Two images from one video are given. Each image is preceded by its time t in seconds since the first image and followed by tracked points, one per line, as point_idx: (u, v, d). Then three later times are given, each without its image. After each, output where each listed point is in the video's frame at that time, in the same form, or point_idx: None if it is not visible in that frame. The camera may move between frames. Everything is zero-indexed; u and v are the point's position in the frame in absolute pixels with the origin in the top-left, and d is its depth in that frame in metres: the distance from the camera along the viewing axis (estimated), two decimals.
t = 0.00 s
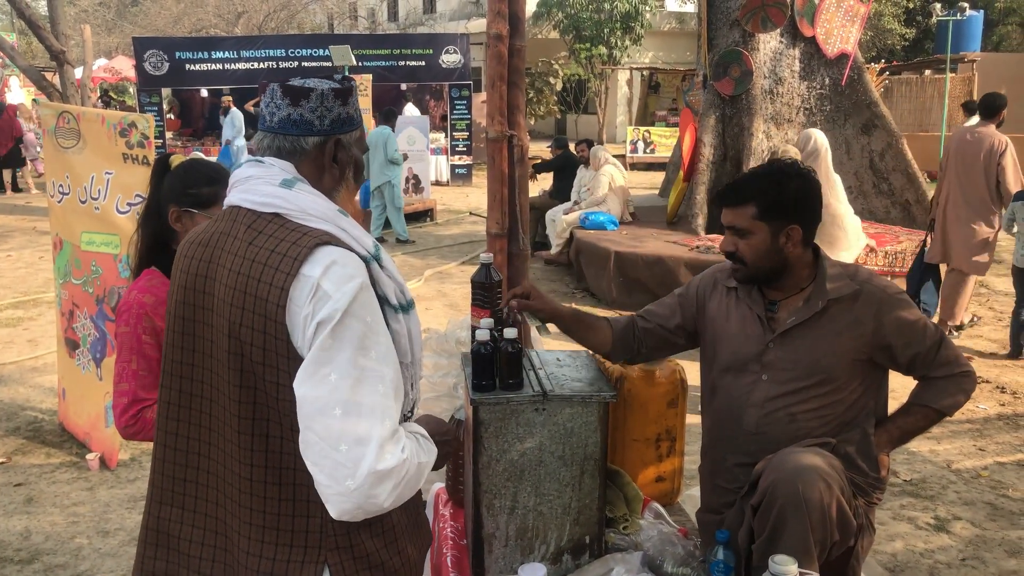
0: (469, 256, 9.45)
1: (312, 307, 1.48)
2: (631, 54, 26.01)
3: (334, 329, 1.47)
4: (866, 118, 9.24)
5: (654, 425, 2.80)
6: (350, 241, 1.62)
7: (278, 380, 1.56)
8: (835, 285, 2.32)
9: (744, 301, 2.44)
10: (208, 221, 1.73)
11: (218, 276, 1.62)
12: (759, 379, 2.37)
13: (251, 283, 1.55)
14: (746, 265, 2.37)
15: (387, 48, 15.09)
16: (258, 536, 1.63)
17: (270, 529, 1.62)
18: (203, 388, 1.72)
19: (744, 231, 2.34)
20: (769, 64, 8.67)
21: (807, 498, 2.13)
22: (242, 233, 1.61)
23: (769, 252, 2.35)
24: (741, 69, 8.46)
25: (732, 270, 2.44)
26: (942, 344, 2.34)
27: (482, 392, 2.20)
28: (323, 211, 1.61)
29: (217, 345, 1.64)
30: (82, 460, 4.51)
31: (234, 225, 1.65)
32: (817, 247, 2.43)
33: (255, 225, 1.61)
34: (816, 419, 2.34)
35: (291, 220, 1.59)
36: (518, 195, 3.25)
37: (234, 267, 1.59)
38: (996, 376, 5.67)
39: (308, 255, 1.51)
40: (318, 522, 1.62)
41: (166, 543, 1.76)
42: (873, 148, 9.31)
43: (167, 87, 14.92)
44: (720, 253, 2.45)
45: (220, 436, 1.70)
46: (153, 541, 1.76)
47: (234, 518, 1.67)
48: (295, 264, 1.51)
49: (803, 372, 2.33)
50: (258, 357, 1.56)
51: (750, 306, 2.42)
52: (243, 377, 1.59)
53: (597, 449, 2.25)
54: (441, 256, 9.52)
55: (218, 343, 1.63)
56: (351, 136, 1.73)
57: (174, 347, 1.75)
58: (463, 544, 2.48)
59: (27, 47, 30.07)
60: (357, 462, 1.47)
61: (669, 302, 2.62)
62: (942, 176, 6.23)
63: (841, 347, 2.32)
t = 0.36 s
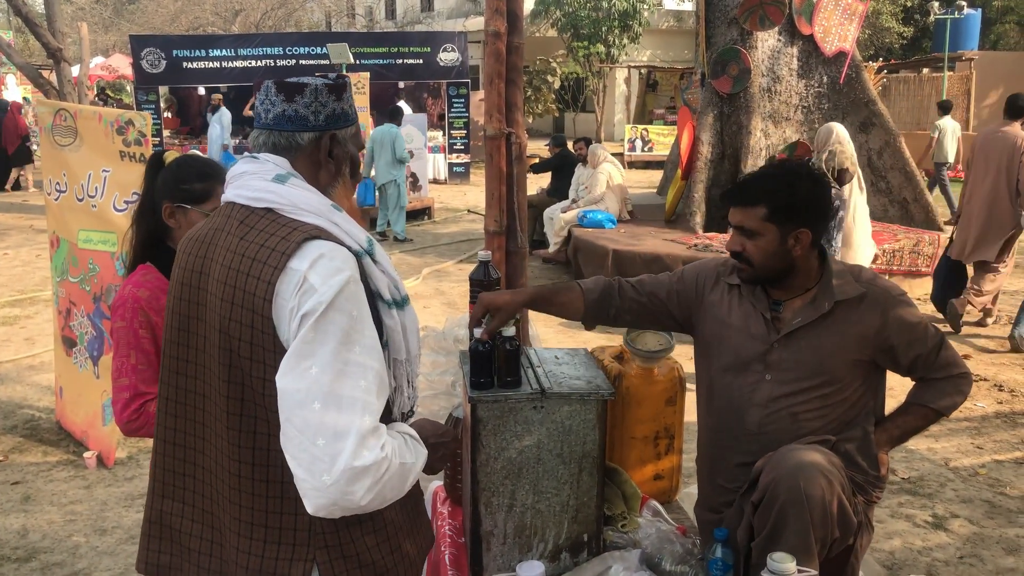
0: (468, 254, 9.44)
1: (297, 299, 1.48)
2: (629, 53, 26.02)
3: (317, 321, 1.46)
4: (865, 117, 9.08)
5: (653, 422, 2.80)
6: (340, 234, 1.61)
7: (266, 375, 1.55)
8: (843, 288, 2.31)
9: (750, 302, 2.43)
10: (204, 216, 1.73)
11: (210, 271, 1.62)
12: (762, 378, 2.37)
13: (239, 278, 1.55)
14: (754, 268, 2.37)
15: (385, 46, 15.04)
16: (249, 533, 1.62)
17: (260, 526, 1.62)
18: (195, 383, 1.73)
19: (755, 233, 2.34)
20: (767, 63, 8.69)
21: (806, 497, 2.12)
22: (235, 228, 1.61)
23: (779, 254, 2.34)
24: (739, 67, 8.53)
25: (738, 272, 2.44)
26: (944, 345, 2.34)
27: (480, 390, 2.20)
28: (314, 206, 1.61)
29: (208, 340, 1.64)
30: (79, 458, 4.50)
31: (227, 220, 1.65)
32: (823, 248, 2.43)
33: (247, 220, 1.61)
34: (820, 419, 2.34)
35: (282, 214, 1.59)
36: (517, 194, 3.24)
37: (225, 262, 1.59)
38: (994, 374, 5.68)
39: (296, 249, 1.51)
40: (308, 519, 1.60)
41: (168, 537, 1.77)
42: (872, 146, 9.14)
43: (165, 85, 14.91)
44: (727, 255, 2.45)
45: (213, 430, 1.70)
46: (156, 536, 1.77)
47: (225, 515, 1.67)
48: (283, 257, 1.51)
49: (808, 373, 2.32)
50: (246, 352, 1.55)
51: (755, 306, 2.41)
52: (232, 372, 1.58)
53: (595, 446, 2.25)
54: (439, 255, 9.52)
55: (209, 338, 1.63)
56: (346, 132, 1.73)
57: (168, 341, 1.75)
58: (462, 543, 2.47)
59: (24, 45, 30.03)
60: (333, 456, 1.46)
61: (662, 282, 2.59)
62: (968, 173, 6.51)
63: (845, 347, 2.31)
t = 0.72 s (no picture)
0: (470, 254, 9.43)
1: (321, 301, 1.48)
2: (631, 52, 26.02)
3: (342, 322, 1.47)
4: (867, 115, 9.05)
5: (657, 423, 2.79)
6: (356, 235, 1.61)
7: (287, 377, 1.55)
8: (845, 286, 2.31)
9: (753, 301, 2.42)
10: (213, 217, 1.72)
11: (224, 273, 1.62)
12: (768, 380, 2.36)
13: (257, 280, 1.55)
14: (754, 261, 2.36)
15: (387, 46, 15.09)
16: (265, 535, 1.62)
17: (278, 528, 1.61)
18: (208, 385, 1.72)
19: (756, 225, 2.35)
20: (769, 63, 8.69)
21: (814, 498, 2.12)
22: (249, 229, 1.61)
23: (781, 250, 2.34)
24: (741, 67, 8.52)
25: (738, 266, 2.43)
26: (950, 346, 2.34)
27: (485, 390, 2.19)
28: (329, 207, 1.61)
29: (223, 342, 1.64)
30: (83, 457, 4.51)
31: (239, 222, 1.64)
32: (827, 249, 2.43)
33: (262, 222, 1.61)
34: (826, 419, 2.34)
35: (297, 216, 1.59)
36: (520, 194, 3.24)
37: (240, 264, 1.58)
38: (997, 374, 5.67)
39: (316, 251, 1.52)
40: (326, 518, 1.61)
41: (179, 541, 1.76)
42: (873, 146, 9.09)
43: (167, 85, 14.92)
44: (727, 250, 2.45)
45: (227, 433, 1.70)
46: (166, 539, 1.76)
47: (241, 516, 1.67)
48: (303, 259, 1.51)
49: (813, 373, 2.32)
50: (266, 354, 1.55)
51: (757, 305, 2.40)
52: (250, 374, 1.58)
53: (600, 447, 2.25)
54: (441, 255, 9.52)
55: (225, 340, 1.63)
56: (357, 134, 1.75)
57: (179, 345, 1.75)
58: (467, 543, 2.47)
59: (27, 45, 30.03)
60: (371, 455, 1.47)
61: (664, 287, 2.60)
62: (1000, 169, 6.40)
63: (850, 348, 2.31)
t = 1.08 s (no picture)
0: (476, 257, 9.43)
1: (350, 307, 1.49)
2: (637, 55, 26.02)
3: (375, 326, 1.48)
4: (875, 118, 9.08)
5: (664, 426, 2.78)
6: (371, 238, 1.63)
7: (309, 383, 1.55)
8: (852, 289, 2.30)
9: (761, 305, 2.41)
10: (220, 225, 1.72)
11: (239, 281, 1.62)
12: (776, 384, 2.35)
13: (278, 287, 1.54)
14: (755, 264, 2.36)
15: (394, 49, 15.14)
16: (287, 542, 1.61)
17: (300, 534, 1.60)
18: (222, 394, 1.72)
19: (756, 227, 2.35)
20: (776, 65, 8.69)
21: (823, 504, 2.11)
22: (263, 236, 1.61)
23: (780, 251, 2.33)
24: (748, 70, 8.31)
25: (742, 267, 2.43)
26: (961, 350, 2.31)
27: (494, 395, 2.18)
28: (342, 212, 1.62)
29: (241, 349, 1.64)
30: (91, 460, 4.52)
31: (251, 230, 1.64)
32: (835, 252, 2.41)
33: (276, 229, 1.60)
34: (834, 423, 2.33)
35: (312, 222, 1.59)
36: (528, 196, 3.24)
37: (256, 271, 1.58)
38: (1007, 378, 5.63)
39: (337, 257, 1.52)
40: (346, 522, 1.60)
41: (192, 553, 1.74)
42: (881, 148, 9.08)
43: (175, 88, 15.01)
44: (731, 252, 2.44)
45: (243, 440, 1.69)
46: (179, 552, 1.74)
47: (260, 523, 1.66)
48: (326, 265, 1.52)
49: (821, 377, 2.31)
50: (288, 360, 1.55)
51: (764, 309, 2.40)
52: (270, 382, 1.58)
53: (608, 451, 2.24)
54: (448, 258, 9.53)
55: (243, 347, 1.63)
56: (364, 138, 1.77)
57: (189, 354, 1.74)
58: (474, 547, 2.46)
59: (36, 49, 30.17)
60: (434, 448, 1.53)
61: (675, 293, 2.59)
62: None
63: (857, 351, 2.29)
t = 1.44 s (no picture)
0: (478, 257, 9.42)
1: (342, 309, 1.48)
2: (640, 55, 25.99)
3: (367, 329, 1.47)
4: (878, 117, 9.06)
5: (668, 426, 2.76)
6: (367, 239, 1.61)
7: (305, 385, 1.54)
8: (851, 287, 2.28)
9: (761, 304, 2.39)
10: (218, 225, 1.71)
11: (235, 282, 1.61)
12: (778, 384, 2.33)
13: (272, 288, 1.53)
14: (750, 261, 2.35)
15: (396, 49, 15.13)
16: (284, 544, 1.60)
17: (297, 537, 1.59)
18: (219, 395, 1.71)
19: (748, 225, 2.34)
20: (779, 64, 8.66)
21: (830, 507, 2.09)
22: (258, 236, 1.60)
23: (772, 249, 2.32)
24: (751, 69, 8.41)
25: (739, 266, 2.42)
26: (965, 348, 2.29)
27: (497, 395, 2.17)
28: (339, 213, 1.61)
29: (237, 350, 1.63)
30: (94, 461, 4.51)
31: (247, 231, 1.63)
32: (835, 251, 2.39)
33: (272, 229, 1.59)
34: (836, 424, 2.31)
35: (308, 223, 1.58)
36: (531, 197, 3.23)
37: (252, 272, 1.57)
38: (1012, 377, 5.61)
39: (332, 258, 1.51)
40: (343, 524, 1.59)
41: (187, 555, 1.73)
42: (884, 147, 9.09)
43: (178, 89, 15.04)
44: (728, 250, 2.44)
45: (240, 441, 1.68)
46: (175, 554, 1.73)
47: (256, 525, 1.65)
48: (320, 265, 1.50)
49: (822, 376, 2.29)
50: (284, 362, 1.54)
51: (763, 308, 2.38)
52: (266, 382, 1.57)
53: (612, 453, 2.22)
54: (450, 258, 9.51)
55: (239, 348, 1.61)
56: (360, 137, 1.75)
57: (186, 355, 1.72)
58: (477, 549, 2.44)
59: (38, 50, 30.18)
60: (415, 459, 1.49)
61: (679, 299, 2.59)
62: None
63: (860, 351, 2.28)
